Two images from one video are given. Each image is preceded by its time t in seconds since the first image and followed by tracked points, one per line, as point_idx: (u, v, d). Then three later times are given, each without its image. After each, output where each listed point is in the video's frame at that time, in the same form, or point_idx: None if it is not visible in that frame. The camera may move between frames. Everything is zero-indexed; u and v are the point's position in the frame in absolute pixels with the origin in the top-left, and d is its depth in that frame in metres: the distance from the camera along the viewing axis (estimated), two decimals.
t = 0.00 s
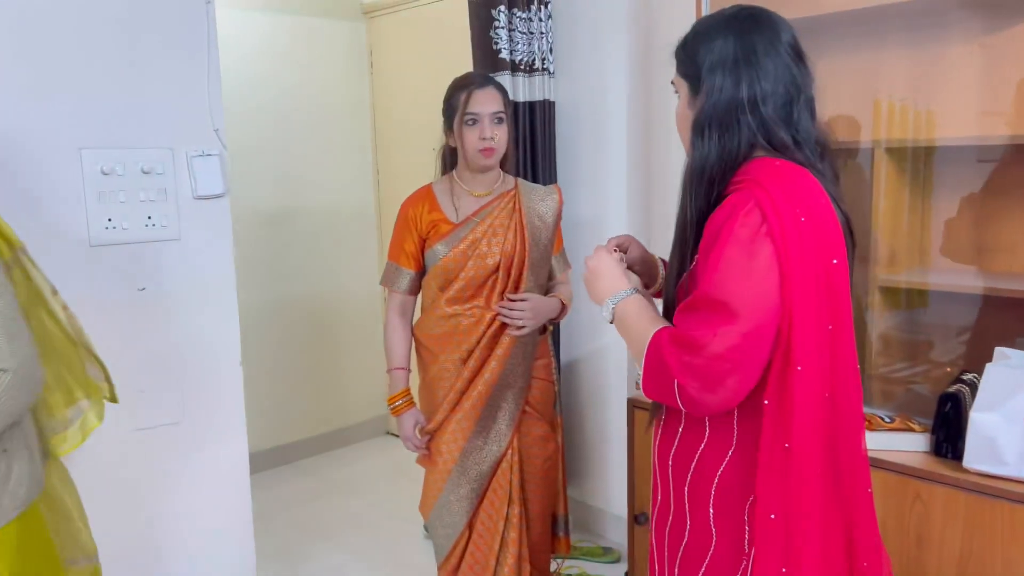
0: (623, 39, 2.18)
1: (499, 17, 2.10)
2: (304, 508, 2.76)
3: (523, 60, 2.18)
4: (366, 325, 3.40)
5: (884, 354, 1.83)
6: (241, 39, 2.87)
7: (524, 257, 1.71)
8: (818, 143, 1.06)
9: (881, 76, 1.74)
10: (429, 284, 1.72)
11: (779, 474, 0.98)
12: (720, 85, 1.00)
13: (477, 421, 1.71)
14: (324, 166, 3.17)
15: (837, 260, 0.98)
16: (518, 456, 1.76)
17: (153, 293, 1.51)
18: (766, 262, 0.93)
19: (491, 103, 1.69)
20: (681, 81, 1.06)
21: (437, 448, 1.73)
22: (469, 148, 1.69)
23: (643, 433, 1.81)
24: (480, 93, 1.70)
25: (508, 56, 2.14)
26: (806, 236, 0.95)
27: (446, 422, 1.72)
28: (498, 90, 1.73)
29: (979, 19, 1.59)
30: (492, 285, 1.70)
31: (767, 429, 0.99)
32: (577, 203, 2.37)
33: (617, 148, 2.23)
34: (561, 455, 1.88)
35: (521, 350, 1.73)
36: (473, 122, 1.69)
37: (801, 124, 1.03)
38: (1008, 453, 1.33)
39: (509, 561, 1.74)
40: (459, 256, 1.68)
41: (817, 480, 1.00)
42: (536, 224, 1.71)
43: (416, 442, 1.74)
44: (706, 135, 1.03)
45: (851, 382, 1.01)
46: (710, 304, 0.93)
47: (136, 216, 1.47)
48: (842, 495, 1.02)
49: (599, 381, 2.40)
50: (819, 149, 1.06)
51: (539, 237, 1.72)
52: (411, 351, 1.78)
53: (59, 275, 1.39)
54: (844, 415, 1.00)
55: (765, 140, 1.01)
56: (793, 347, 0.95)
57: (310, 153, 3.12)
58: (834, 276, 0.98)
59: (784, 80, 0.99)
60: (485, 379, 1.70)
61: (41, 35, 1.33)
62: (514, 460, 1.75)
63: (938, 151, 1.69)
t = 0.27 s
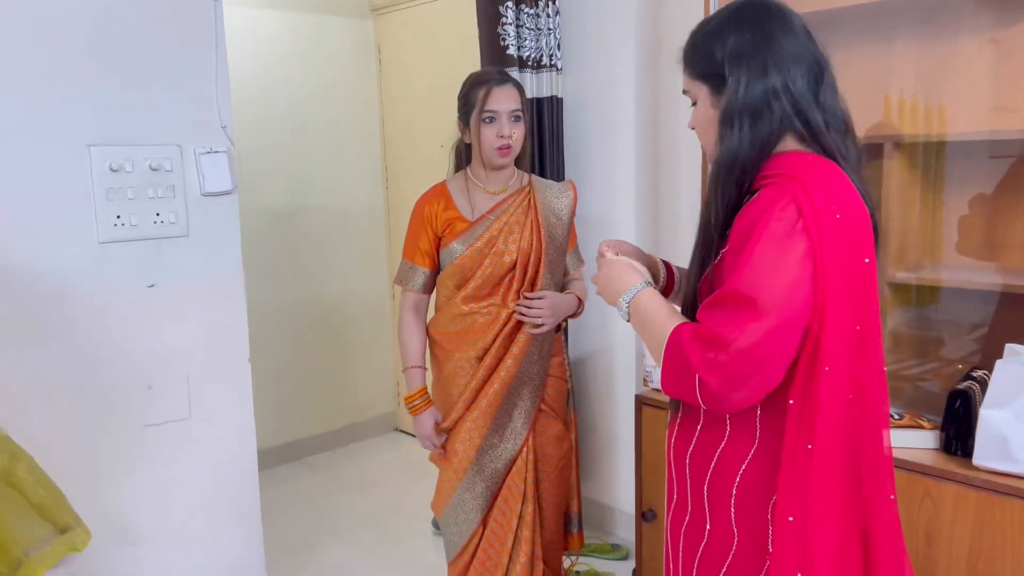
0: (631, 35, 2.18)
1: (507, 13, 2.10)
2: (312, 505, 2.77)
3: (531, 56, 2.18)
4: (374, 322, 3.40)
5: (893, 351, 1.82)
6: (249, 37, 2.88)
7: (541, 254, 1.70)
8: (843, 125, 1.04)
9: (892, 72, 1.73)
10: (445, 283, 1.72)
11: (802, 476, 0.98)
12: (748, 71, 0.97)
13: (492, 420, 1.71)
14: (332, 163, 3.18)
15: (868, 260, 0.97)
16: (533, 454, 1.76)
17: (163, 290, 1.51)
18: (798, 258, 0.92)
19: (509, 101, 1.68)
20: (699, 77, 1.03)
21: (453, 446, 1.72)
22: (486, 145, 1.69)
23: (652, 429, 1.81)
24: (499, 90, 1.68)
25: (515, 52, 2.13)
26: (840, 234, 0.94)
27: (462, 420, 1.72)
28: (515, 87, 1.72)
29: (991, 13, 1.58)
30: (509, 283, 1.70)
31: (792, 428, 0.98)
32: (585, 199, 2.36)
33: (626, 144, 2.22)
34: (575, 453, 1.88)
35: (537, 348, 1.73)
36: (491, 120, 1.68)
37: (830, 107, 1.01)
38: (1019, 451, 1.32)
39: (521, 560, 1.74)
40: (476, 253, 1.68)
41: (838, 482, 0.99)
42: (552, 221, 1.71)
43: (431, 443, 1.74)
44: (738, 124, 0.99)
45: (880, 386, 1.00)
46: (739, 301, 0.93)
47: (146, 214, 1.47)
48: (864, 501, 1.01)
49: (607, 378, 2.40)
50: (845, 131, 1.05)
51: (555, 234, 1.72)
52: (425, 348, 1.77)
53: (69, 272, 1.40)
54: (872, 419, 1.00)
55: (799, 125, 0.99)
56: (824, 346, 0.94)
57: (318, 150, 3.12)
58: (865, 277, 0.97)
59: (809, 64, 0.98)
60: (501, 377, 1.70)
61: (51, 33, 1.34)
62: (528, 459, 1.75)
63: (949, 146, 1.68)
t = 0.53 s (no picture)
0: (635, 26, 2.16)
1: (511, 3, 2.08)
2: (316, 496, 2.77)
3: (535, 47, 2.17)
4: (379, 314, 3.40)
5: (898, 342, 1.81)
6: (252, 28, 2.87)
7: (558, 246, 1.70)
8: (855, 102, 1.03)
9: (899, 62, 1.72)
10: (461, 274, 1.72)
11: (844, 467, 0.96)
12: (772, 61, 0.93)
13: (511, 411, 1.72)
14: (335, 155, 3.17)
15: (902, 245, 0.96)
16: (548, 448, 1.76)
17: (167, 280, 1.51)
18: (846, 248, 0.89)
19: (527, 91, 1.68)
20: (709, 75, 0.96)
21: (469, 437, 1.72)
22: (504, 135, 1.68)
23: (656, 421, 1.80)
24: (516, 80, 1.68)
25: (519, 43, 2.12)
26: (880, 221, 0.92)
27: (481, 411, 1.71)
28: (532, 77, 1.72)
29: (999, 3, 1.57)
30: (528, 274, 1.69)
31: (834, 419, 0.96)
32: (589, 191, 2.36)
33: (630, 135, 2.21)
34: (587, 447, 1.87)
35: (555, 341, 1.73)
36: (509, 110, 1.68)
37: (843, 87, 1.00)
38: None
39: (533, 552, 1.72)
40: (494, 245, 1.67)
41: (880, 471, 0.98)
42: (570, 213, 1.71)
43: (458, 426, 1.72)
44: (771, 116, 0.94)
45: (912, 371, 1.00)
46: (787, 294, 0.89)
47: (150, 204, 1.47)
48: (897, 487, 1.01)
49: (612, 369, 2.39)
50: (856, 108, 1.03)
51: (572, 226, 1.72)
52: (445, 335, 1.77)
53: (72, 263, 1.40)
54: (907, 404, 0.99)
55: (824, 109, 0.97)
56: (870, 336, 0.92)
57: (321, 142, 3.12)
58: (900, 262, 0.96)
59: (821, 47, 0.96)
60: (519, 371, 1.70)
61: (54, 23, 1.34)
62: (544, 452, 1.75)
63: (955, 136, 1.67)
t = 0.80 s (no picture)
0: (637, 18, 2.15)
1: None
2: (316, 488, 2.77)
3: (536, 38, 2.16)
4: (378, 306, 3.40)
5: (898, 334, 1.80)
6: (251, 20, 2.85)
7: (569, 240, 1.70)
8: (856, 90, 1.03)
9: (903, 54, 1.71)
10: (471, 265, 1.72)
11: (888, 452, 0.94)
12: (778, 49, 0.93)
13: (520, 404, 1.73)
14: (335, 147, 3.16)
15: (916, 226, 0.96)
16: (556, 442, 1.76)
17: (168, 272, 1.51)
18: (868, 233, 0.88)
19: (540, 84, 1.68)
20: (712, 68, 0.95)
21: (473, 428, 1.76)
22: (517, 128, 1.68)
23: (657, 413, 1.80)
24: (529, 73, 1.68)
25: (520, 34, 2.13)
26: (898, 205, 0.91)
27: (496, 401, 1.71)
28: (546, 70, 1.71)
29: None
30: (539, 267, 1.69)
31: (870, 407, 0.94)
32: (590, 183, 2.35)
33: (632, 127, 2.20)
34: (597, 442, 1.87)
35: (566, 335, 1.73)
36: (522, 103, 1.67)
37: (844, 75, 1.00)
38: None
39: (544, 548, 1.72)
40: (505, 238, 1.67)
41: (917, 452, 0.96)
42: (584, 208, 1.71)
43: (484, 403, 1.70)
44: (780, 106, 0.93)
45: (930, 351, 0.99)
46: (813, 282, 0.88)
47: (150, 196, 1.46)
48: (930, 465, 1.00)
49: (612, 362, 2.39)
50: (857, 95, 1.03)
51: (585, 220, 1.72)
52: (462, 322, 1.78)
53: (72, 256, 1.39)
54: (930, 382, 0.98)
55: (829, 97, 0.97)
56: (896, 319, 0.91)
57: (321, 134, 3.11)
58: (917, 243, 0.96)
59: (821, 35, 0.96)
60: (528, 364, 1.71)
61: (54, 14, 1.33)
62: (552, 447, 1.75)
63: (956, 128, 1.66)
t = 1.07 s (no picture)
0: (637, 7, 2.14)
1: None
2: (317, 479, 2.78)
3: (536, 27, 2.14)
4: (378, 297, 3.39)
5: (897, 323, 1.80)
6: (249, 10, 2.84)
7: (575, 230, 1.68)
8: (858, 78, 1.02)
9: (905, 44, 1.70)
10: (475, 253, 1.73)
11: (915, 436, 0.94)
12: (782, 37, 0.92)
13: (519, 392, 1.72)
14: (334, 138, 3.15)
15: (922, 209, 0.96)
16: (557, 434, 1.75)
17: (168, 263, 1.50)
18: (879, 218, 0.88)
19: (547, 72, 1.67)
20: (715, 54, 0.95)
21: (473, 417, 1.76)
22: (524, 116, 1.67)
23: (659, 403, 1.80)
24: (537, 60, 1.67)
25: (521, 23, 2.13)
26: (907, 188, 0.91)
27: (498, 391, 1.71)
28: (554, 57, 1.70)
29: None
30: (542, 257, 1.69)
31: (892, 393, 0.94)
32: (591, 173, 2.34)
33: (632, 117, 2.20)
34: (598, 435, 1.87)
35: (569, 326, 1.72)
36: (529, 91, 1.67)
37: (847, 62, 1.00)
38: None
39: (549, 542, 1.72)
40: (508, 227, 1.67)
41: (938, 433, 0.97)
42: (591, 200, 1.70)
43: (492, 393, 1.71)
44: (783, 94, 0.93)
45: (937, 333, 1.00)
46: (826, 269, 0.88)
47: (150, 186, 1.46)
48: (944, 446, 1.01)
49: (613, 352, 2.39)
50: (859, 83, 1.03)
51: (591, 211, 1.71)
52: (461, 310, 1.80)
53: (72, 246, 1.39)
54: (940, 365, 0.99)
55: (833, 85, 0.96)
56: (910, 304, 0.91)
57: (320, 125, 3.10)
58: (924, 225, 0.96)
59: (825, 22, 0.96)
60: (527, 352, 1.70)
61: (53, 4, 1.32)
62: (552, 439, 1.74)
63: (957, 118, 1.66)
